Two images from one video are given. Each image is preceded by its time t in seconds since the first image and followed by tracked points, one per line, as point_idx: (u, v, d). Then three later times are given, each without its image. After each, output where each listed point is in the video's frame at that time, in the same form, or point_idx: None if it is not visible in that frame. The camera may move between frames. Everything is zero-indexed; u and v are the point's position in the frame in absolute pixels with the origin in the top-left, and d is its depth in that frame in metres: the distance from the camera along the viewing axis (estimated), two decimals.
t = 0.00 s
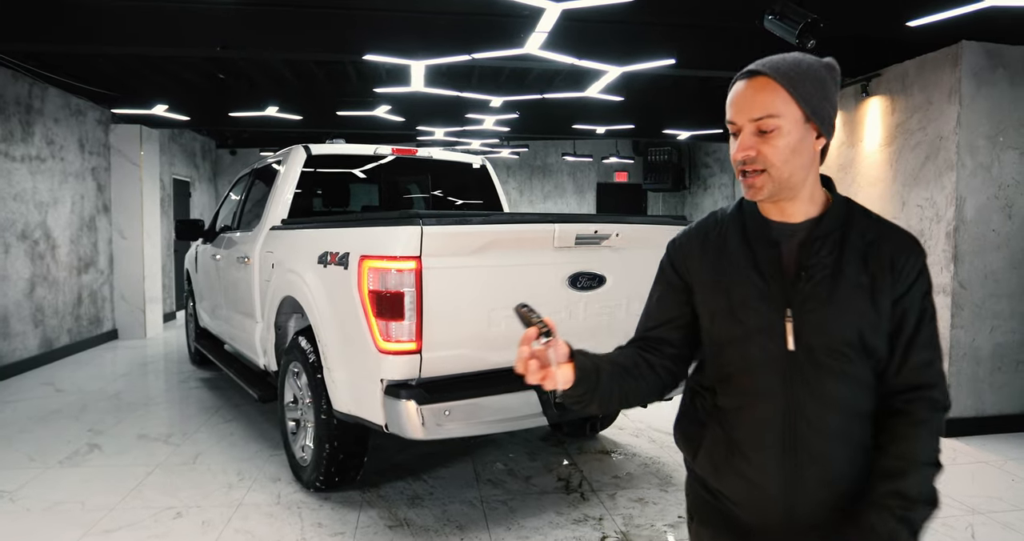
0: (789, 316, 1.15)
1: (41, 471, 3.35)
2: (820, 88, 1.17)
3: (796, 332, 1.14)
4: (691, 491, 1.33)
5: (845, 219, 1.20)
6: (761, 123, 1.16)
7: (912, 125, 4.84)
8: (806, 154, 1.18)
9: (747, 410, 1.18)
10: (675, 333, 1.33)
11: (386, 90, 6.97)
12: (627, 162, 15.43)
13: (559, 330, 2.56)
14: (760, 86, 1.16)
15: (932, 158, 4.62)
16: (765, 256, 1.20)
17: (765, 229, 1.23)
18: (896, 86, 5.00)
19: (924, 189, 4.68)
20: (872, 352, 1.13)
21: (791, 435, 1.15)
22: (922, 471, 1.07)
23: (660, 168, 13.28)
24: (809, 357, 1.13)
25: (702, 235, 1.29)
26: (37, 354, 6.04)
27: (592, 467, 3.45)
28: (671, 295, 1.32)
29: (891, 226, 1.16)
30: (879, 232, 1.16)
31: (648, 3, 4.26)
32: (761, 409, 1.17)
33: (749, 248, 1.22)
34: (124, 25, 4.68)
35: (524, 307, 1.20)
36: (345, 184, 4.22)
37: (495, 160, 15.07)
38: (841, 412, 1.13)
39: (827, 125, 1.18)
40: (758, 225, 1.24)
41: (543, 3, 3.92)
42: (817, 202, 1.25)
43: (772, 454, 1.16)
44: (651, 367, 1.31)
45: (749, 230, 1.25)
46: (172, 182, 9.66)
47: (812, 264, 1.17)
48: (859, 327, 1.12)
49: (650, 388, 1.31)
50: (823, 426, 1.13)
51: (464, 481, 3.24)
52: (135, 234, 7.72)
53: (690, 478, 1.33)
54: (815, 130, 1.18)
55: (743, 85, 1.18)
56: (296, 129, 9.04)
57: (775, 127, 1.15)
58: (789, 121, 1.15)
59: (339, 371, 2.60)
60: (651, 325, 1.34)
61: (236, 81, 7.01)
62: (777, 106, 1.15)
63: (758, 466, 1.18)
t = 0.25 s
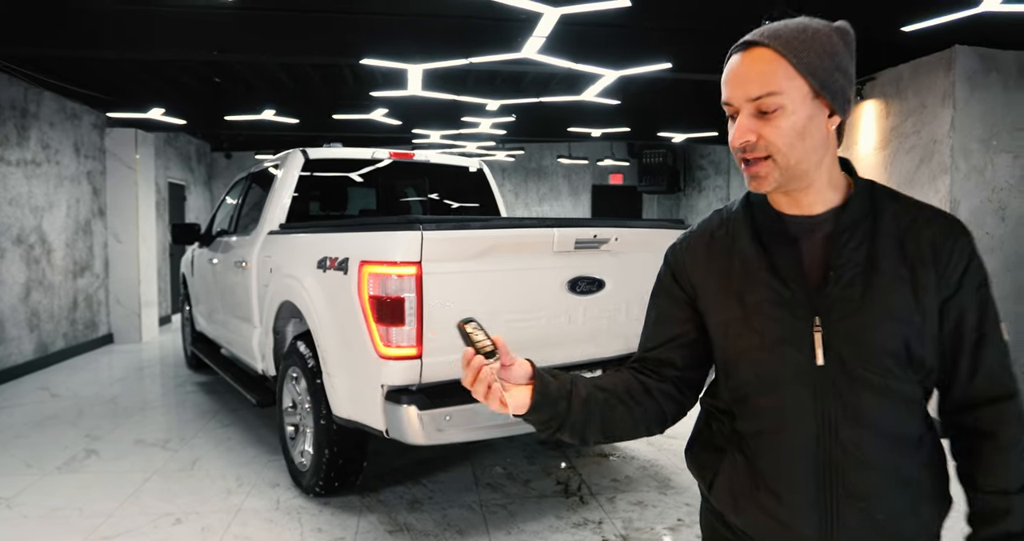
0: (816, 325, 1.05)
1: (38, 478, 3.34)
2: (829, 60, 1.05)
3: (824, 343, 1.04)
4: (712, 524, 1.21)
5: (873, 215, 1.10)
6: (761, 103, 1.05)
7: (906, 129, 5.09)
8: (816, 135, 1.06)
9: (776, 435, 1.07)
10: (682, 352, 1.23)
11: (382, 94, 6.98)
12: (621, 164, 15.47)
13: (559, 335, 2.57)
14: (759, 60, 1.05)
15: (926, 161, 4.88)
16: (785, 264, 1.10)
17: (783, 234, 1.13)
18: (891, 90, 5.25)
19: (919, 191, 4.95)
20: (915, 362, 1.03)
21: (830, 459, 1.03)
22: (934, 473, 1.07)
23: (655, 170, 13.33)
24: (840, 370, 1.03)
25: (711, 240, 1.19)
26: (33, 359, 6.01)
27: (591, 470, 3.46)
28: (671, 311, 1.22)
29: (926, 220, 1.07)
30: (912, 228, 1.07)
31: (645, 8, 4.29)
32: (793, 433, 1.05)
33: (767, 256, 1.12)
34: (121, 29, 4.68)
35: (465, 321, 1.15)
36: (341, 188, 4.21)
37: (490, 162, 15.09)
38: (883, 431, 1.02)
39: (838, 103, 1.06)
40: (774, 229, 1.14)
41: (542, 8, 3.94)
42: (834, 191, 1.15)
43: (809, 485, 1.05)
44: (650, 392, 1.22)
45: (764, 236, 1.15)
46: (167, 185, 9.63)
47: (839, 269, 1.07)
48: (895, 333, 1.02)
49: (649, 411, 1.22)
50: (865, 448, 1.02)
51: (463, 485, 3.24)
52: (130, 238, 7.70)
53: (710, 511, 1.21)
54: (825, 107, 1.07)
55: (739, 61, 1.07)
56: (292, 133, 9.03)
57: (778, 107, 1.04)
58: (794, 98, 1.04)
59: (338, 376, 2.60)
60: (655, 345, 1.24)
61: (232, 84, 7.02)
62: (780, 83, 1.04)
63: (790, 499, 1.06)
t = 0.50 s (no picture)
0: (817, 342, 0.96)
1: (14, 483, 3.28)
2: (852, 40, 0.95)
3: (823, 363, 0.95)
4: None
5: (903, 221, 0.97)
6: (767, 82, 0.97)
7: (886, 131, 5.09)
8: (832, 123, 0.97)
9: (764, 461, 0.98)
10: (678, 356, 1.17)
11: (365, 93, 6.95)
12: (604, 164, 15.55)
13: (544, 335, 2.58)
14: (769, 37, 0.96)
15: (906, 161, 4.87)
16: (790, 270, 1.01)
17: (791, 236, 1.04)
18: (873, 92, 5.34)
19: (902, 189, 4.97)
20: (935, 394, 0.90)
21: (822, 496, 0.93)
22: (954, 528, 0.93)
23: (637, 170, 13.42)
24: (838, 391, 0.93)
25: (716, 235, 1.13)
26: (8, 361, 5.89)
27: (575, 469, 3.48)
28: (675, 309, 1.17)
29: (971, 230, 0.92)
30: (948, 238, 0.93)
31: (628, 9, 4.32)
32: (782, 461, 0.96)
33: (770, 260, 1.04)
34: (99, 25, 4.62)
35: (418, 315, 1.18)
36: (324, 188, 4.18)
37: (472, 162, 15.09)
38: (886, 470, 0.91)
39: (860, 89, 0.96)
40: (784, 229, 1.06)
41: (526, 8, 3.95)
42: (862, 190, 1.03)
43: (792, 516, 0.96)
44: (642, 398, 1.17)
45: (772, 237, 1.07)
46: (146, 184, 9.50)
47: (847, 281, 0.97)
48: (911, 359, 0.90)
49: (640, 416, 1.16)
50: (858, 488, 0.91)
51: (448, 486, 3.24)
52: (108, 237, 7.57)
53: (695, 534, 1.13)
54: (846, 91, 0.97)
55: (748, 37, 0.99)
56: (274, 132, 8.96)
57: (785, 89, 0.96)
58: (804, 80, 0.95)
59: (322, 377, 2.59)
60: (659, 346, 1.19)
61: (212, 82, 6.95)
62: (790, 63, 0.95)
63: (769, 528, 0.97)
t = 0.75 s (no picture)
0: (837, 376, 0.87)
1: None
2: (895, 17, 0.81)
3: (840, 402, 0.85)
4: None
5: (961, 239, 0.81)
6: (790, 72, 0.86)
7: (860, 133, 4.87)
8: (868, 116, 0.83)
9: (772, 499, 0.92)
10: (705, 365, 1.12)
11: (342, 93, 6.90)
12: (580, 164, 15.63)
13: (524, 335, 2.59)
14: (795, 17, 0.85)
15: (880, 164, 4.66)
16: (821, 289, 0.92)
17: (828, 249, 0.94)
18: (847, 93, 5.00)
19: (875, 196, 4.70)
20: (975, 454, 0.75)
21: None
22: None
23: (613, 170, 13.51)
24: (854, 430, 0.83)
25: (760, 242, 1.06)
26: None
27: (555, 469, 3.50)
28: (711, 315, 1.12)
29: None
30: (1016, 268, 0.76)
31: (605, 11, 4.34)
32: (786, 502, 0.90)
33: (799, 276, 0.95)
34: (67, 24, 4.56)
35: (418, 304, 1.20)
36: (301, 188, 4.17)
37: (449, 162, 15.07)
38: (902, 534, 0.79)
39: (904, 77, 0.82)
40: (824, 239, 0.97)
41: (503, 10, 3.96)
42: (919, 194, 0.87)
43: None
44: (658, 408, 1.12)
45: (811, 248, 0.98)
46: (117, 185, 9.32)
47: (876, 309, 0.85)
48: (942, 413, 0.76)
49: (655, 424, 1.11)
50: None
51: (428, 488, 3.23)
52: (79, 239, 7.42)
53: None
54: (887, 79, 0.83)
55: (774, 20, 0.89)
56: (248, 132, 8.85)
57: (811, 77, 0.84)
58: (832, 66, 0.83)
59: (301, 380, 2.57)
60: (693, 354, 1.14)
61: (185, 81, 6.84)
62: (817, 47, 0.84)
63: None
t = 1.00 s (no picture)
0: (869, 380, 0.82)
1: None
2: None
3: (870, 409, 0.81)
4: None
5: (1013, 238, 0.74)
6: (828, 42, 0.81)
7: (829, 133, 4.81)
8: (913, 88, 0.76)
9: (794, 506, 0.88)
10: (739, 358, 1.08)
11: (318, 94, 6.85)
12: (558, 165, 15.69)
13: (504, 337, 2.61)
14: None
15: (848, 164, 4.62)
16: (861, 284, 0.88)
17: (873, 240, 0.89)
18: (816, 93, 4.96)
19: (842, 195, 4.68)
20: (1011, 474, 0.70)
21: None
22: None
23: (591, 171, 13.60)
24: (882, 437, 0.79)
25: (807, 232, 1.02)
26: None
27: (536, 469, 3.52)
28: (754, 307, 1.08)
29: None
30: None
31: (583, 13, 4.37)
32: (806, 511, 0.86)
33: (839, 269, 0.91)
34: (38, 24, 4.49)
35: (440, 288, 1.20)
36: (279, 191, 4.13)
37: (427, 163, 15.05)
38: None
39: (954, 42, 0.72)
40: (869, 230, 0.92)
41: (480, 12, 3.97)
42: (979, 177, 0.78)
43: None
44: (686, 403, 1.09)
45: (856, 240, 0.93)
46: (88, 187, 9.16)
47: (916, 308, 0.79)
48: (976, 428, 0.71)
49: (678, 419, 1.09)
50: None
51: (409, 490, 3.24)
52: (50, 243, 7.28)
53: None
54: (937, 44, 0.74)
55: None
56: (223, 133, 8.75)
57: (845, 46, 0.79)
58: (868, 33, 0.77)
59: (281, 385, 2.56)
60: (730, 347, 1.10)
61: (158, 83, 6.75)
62: (854, 13, 0.78)
63: None
